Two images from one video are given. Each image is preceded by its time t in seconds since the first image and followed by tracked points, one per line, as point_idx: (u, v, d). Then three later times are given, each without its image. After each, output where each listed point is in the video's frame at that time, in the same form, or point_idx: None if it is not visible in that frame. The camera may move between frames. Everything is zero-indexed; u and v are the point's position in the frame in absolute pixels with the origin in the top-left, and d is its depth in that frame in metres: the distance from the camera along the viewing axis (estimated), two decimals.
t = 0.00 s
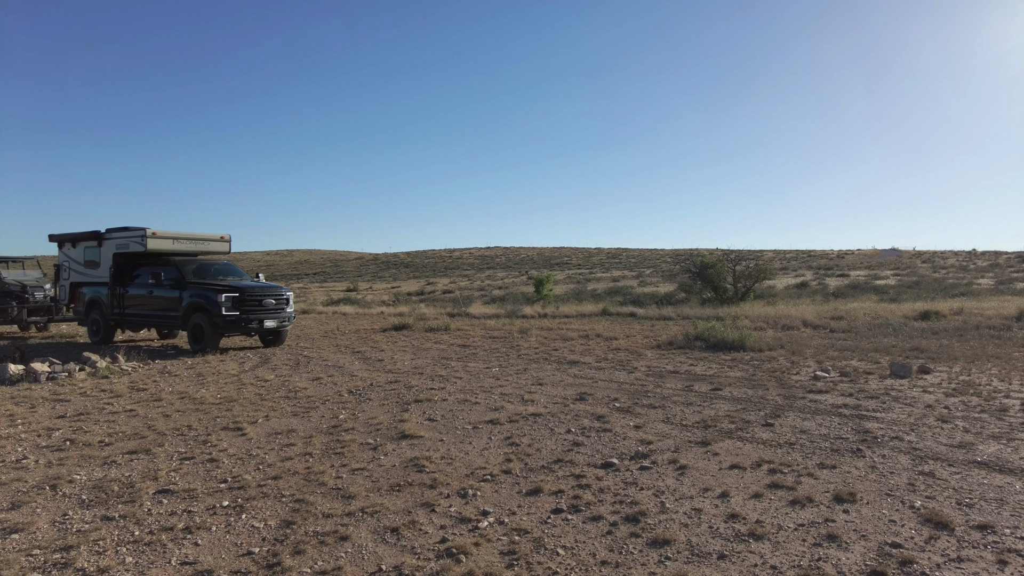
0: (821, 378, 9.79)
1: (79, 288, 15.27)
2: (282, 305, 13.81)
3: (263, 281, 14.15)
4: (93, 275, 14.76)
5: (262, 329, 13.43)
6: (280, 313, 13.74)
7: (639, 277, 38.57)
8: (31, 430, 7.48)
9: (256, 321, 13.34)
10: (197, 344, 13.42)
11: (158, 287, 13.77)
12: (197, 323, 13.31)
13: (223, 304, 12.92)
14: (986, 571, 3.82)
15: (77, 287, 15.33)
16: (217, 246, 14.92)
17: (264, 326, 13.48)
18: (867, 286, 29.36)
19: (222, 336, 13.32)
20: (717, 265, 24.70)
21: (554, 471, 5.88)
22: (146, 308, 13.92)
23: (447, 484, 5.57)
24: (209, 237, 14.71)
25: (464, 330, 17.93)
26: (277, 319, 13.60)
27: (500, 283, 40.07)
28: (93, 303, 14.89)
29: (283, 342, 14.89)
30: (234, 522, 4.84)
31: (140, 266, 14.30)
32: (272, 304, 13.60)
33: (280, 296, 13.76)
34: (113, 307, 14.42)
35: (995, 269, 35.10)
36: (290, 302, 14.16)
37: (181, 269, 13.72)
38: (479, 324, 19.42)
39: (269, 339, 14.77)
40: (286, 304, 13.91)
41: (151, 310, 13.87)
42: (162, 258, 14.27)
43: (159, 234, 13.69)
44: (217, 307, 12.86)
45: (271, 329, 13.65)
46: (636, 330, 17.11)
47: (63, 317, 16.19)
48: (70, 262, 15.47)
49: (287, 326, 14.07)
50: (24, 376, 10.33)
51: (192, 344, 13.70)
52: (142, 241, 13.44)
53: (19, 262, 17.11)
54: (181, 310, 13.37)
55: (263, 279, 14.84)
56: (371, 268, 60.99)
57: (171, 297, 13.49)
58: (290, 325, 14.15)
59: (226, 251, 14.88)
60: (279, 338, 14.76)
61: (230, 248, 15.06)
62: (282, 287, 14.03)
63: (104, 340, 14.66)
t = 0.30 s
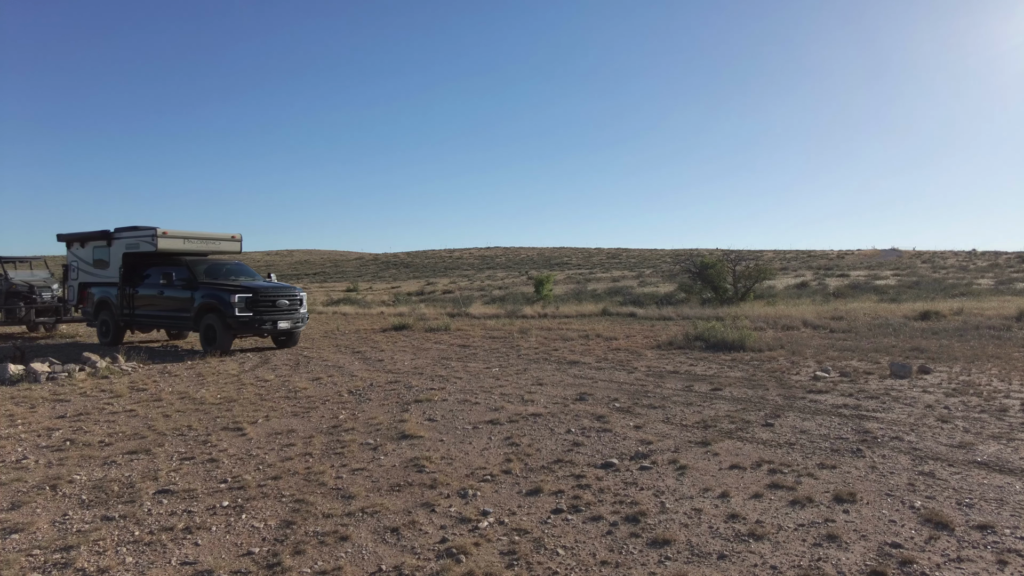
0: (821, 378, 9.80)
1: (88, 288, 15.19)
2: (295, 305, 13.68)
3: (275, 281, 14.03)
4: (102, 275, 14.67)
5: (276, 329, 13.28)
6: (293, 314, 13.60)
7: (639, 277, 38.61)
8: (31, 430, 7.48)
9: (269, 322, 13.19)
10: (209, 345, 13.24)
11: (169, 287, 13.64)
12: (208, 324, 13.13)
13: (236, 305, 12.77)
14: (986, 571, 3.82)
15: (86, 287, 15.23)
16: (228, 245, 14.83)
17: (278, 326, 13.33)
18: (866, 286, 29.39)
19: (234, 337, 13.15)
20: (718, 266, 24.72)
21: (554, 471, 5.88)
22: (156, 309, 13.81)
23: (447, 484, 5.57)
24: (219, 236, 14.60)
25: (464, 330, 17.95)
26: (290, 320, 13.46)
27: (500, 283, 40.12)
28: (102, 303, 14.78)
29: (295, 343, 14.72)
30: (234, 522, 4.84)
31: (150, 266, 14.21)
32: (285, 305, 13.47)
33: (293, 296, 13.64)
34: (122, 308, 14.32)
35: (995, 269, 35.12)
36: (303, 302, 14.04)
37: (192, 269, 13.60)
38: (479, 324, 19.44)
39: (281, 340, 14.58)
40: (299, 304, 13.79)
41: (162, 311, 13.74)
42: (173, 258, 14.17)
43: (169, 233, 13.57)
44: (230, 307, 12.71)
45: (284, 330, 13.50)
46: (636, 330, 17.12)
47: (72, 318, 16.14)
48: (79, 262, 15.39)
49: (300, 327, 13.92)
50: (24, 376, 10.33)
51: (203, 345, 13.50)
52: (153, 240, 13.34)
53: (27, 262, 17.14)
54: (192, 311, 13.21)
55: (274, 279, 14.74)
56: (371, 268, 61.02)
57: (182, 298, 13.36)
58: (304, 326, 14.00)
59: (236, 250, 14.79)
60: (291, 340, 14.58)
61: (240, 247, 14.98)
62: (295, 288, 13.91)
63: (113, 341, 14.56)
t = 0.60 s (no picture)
0: (821, 378, 9.81)
1: (98, 288, 15.15)
2: (308, 305, 13.54)
3: (287, 281, 13.90)
4: (113, 275, 14.63)
5: (288, 330, 13.13)
6: (306, 315, 13.44)
7: (639, 277, 38.62)
8: (31, 430, 7.48)
9: (282, 323, 13.04)
10: (220, 347, 13.09)
11: (180, 287, 13.55)
12: (220, 324, 12.99)
13: (248, 306, 12.63)
14: (986, 572, 3.82)
15: (96, 286, 15.20)
16: (240, 244, 14.70)
17: (291, 327, 13.18)
18: (866, 286, 29.41)
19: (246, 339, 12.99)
20: (717, 266, 24.74)
21: (554, 471, 5.88)
22: (167, 309, 13.73)
23: (447, 484, 5.57)
24: (229, 234, 14.46)
25: (464, 330, 17.96)
26: (303, 320, 13.31)
27: (500, 283, 40.15)
28: (112, 303, 14.76)
29: (308, 344, 14.57)
30: (234, 522, 4.85)
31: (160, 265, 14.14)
32: (298, 305, 13.33)
33: (306, 296, 13.49)
34: (132, 309, 14.28)
35: (995, 269, 35.13)
36: (315, 302, 13.90)
37: (203, 268, 13.48)
38: (479, 324, 19.44)
39: (293, 341, 14.42)
40: (312, 304, 13.64)
41: (173, 311, 13.66)
42: (183, 257, 14.06)
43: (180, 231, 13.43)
44: (242, 308, 12.56)
45: (297, 331, 13.34)
46: (636, 330, 17.13)
47: (81, 318, 16.14)
48: (89, 261, 15.35)
49: (314, 328, 13.76)
50: (23, 376, 10.33)
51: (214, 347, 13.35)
52: (163, 239, 13.21)
53: (37, 262, 17.17)
54: (203, 311, 13.08)
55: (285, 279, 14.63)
56: (371, 268, 61.03)
57: (193, 298, 13.25)
58: (316, 326, 13.83)
59: (247, 249, 14.66)
60: (303, 341, 14.41)
61: (252, 246, 14.88)
62: (308, 288, 13.76)
63: (124, 342, 14.56)
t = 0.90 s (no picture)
0: (821, 378, 9.80)
1: (107, 288, 15.05)
2: (322, 306, 13.31)
3: (300, 280, 13.68)
4: (123, 275, 14.54)
5: (303, 331, 12.90)
6: (320, 316, 13.22)
7: (639, 277, 38.58)
8: (30, 430, 7.48)
9: (295, 324, 12.82)
10: (232, 348, 12.87)
11: (191, 287, 13.38)
12: (232, 325, 12.78)
13: (261, 306, 12.42)
14: (986, 572, 3.82)
15: (105, 286, 15.09)
16: (251, 243, 14.68)
17: (305, 328, 12.96)
18: (866, 286, 29.39)
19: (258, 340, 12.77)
20: (717, 266, 24.74)
21: (554, 471, 5.88)
22: (177, 309, 13.56)
23: (447, 484, 5.57)
24: (241, 233, 14.38)
25: (464, 330, 17.95)
26: (317, 321, 13.08)
27: (500, 284, 40.11)
28: (122, 303, 14.65)
29: (322, 346, 14.35)
30: (234, 522, 4.84)
31: (171, 265, 14.02)
32: (312, 305, 13.10)
33: (320, 296, 13.26)
34: (142, 309, 14.15)
35: (995, 269, 35.11)
36: (329, 303, 13.67)
37: (215, 268, 13.30)
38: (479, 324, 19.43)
39: (305, 343, 14.21)
40: (326, 305, 13.41)
41: (183, 312, 13.49)
42: (195, 257, 13.93)
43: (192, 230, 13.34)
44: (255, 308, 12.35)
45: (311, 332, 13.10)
46: (636, 330, 17.11)
47: (89, 318, 16.10)
48: (99, 260, 15.24)
49: (327, 329, 13.53)
50: (23, 376, 10.33)
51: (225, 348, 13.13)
52: (175, 237, 13.12)
53: (45, 261, 17.15)
54: (215, 312, 12.88)
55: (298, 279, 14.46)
56: (371, 268, 61.01)
57: (205, 298, 13.07)
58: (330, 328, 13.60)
59: (258, 248, 14.61)
60: (316, 343, 14.18)
61: (264, 245, 14.88)
62: (322, 289, 13.54)
63: (133, 343, 14.47)
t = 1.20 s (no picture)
0: (821, 378, 9.80)
1: (116, 287, 14.93)
2: (335, 307, 13.18)
3: (313, 281, 13.55)
4: (132, 275, 14.41)
5: (316, 332, 12.77)
6: (333, 316, 13.08)
7: (639, 277, 38.56)
8: (31, 430, 7.47)
9: (309, 325, 12.69)
10: (244, 349, 12.72)
11: (202, 287, 13.23)
12: (244, 326, 12.64)
13: (274, 306, 12.28)
14: (986, 571, 3.82)
15: (114, 286, 14.96)
16: (263, 242, 14.55)
17: (318, 329, 12.83)
18: (866, 286, 29.39)
19: (270, 341, 12.63)
20: (717, 266, 24.76)
21: (554, 471, 5.88)
22: (188, 310, 13.42)
23: (447, 484, 5.57)
24: (253, 233, 14.22)
25: (464, 330, 17.95)
26: (330, 322, 12.95)
27: (500, 283, 40.08)
28: (131, 303, 14.54)
29: (334, 347, 14.20)
30: (234, 522, 4.84)
31: (181, 265, 13.88)
32: (326, 306, 12.97)
33: (333, 297, 13.13)
34: (152, 309, 14.04)
35: (995, 269, 35.09)
36: (342, 303, 13.55)
37: (226, 268, 13.14)
38: (479, 324, 19.43)
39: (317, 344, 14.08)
40: (339, 306, 13.29)
41: (194, 312, 13.34)
42: (205, 256, 13.77)
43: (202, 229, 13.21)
44: (268, 309, 12.20)
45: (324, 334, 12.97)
46: (637, 330, 17.11)
47: (98, 318, 16.09)
48: (108, 259, 15.10)
49: (340, 330, 13.39)
50: (23, 376, 10.33)
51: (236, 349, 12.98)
52: (185, 236, 12.99)
53: (54, 261, 17.14)
54: (227, 312, 12.73)
55: (309, 279, 14.31)
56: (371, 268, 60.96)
57: (216, 298, 12.92)
58: (343, 329, 13.46)
59: (271, 248, 14.42)
60: (328, 344, 14.05)
61: (276, 245, 14.73)
62: (335, 289, 13.40)
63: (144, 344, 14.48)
